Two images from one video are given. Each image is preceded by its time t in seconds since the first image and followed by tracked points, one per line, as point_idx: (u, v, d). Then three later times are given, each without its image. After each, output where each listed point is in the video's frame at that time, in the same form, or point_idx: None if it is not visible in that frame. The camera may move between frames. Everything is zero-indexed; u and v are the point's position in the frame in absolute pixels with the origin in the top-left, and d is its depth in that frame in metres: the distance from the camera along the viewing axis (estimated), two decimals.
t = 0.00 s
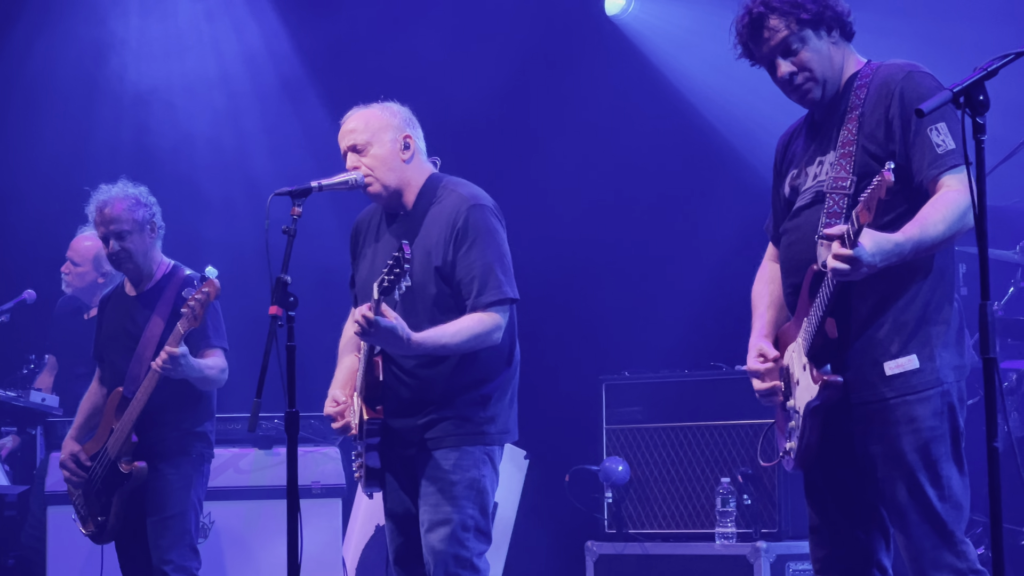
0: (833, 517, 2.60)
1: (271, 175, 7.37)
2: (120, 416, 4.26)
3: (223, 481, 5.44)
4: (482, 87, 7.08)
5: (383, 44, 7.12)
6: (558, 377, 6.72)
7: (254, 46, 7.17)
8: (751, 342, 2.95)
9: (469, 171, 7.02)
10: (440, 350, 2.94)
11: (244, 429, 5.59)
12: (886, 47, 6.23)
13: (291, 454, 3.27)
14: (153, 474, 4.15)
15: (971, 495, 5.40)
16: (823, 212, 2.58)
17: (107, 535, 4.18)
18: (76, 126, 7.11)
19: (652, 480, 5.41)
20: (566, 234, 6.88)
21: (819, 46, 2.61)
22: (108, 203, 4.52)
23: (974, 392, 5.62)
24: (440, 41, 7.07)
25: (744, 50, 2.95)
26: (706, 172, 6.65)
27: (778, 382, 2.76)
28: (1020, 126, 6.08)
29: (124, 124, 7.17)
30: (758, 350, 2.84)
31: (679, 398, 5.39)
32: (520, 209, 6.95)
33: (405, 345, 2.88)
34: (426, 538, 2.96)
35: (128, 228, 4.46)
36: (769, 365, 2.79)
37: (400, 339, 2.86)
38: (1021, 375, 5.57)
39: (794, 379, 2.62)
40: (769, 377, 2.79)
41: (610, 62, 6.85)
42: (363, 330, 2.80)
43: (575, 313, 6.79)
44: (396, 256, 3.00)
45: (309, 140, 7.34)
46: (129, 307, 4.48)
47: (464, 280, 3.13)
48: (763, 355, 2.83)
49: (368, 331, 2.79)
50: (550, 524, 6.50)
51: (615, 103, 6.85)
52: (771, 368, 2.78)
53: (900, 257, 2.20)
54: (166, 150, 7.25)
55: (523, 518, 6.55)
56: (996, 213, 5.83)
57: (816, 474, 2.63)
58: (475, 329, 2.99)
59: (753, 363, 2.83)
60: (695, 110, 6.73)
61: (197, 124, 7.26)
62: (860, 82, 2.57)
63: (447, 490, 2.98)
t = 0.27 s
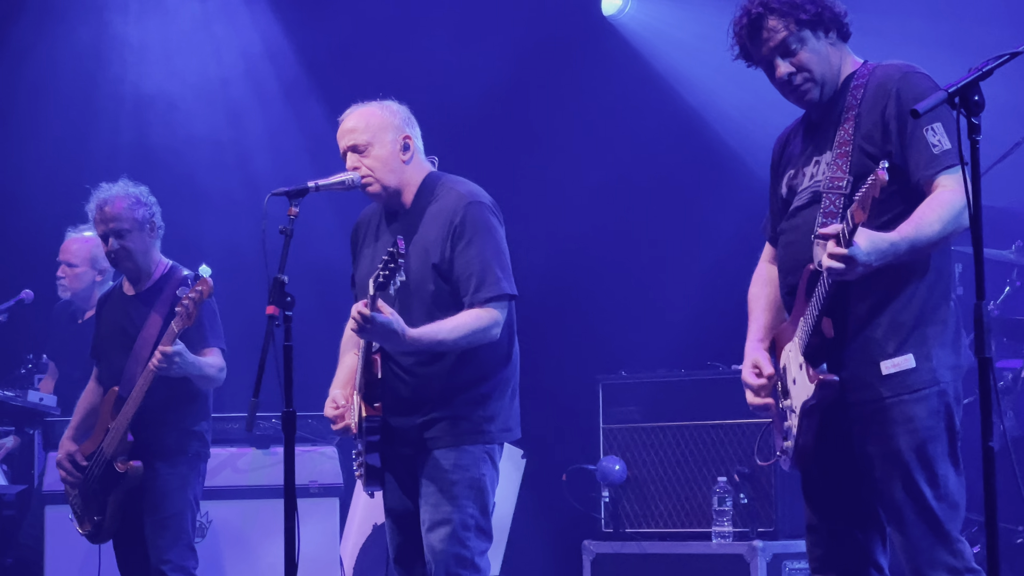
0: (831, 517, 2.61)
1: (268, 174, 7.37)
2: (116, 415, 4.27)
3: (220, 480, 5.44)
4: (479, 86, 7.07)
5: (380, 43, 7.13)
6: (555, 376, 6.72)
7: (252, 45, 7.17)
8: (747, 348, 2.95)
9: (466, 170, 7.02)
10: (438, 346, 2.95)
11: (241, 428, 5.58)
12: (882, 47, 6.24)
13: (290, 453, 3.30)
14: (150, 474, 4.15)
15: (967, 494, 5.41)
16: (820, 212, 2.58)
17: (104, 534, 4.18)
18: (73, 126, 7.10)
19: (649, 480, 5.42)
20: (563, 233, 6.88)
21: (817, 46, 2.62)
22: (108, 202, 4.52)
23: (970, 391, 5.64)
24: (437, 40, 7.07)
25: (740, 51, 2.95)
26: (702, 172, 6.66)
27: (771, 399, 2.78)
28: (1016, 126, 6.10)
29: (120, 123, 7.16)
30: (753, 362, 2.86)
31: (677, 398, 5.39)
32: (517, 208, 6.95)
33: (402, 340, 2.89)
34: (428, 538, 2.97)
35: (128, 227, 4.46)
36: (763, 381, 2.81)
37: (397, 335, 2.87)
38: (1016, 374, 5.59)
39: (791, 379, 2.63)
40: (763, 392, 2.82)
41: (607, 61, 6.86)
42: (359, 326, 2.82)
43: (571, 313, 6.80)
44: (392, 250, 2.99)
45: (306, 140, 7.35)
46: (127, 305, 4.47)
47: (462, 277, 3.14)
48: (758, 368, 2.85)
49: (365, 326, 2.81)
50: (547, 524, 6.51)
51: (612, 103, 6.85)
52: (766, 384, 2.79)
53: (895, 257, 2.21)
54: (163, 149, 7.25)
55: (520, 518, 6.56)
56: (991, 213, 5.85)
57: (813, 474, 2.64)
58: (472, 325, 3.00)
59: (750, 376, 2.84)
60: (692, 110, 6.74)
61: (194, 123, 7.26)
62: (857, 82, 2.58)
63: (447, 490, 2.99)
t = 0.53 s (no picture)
0: (830, 515, 2.61)
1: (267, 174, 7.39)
2: (111, 412, 4.28)
3: (218, 479, 5.43)
4: (478, 86, 7.07)
5: (378, 43, 7.13)
6: (553, 376, 6.72)
7: (250, 45, 7.17)
8: (748, 341, 2.94)
9: (465, 170, 7.03)
10: (432, 340, 2.94)
11: (240, 427, 5.60)
12: (880, 46, 6.25)
13: (288, 453, 3.31)
14: (145, 471, 4.16)
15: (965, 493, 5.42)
16: (818, 211, 2.58)
17: (100, 534, 4.17)
18: (72, 126, 7.09)
19: (647, 479, 5.42)
20: (561, 233, 6.89)
21: (816, 46, 2.63)
22: (109, 199, 4.52)
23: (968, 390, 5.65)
24: (435, 40, 7.07)
25: (737, 50, 2.95)
26: (700, 172, 6.67)
27: (777, 393, 2.73)
28: (1014, 125, 6.10)
29: (119, 123, 7.15)
30: (758, 357, 2.81)
31: (675, 397, 5.40)
32: (515, 208, 6.94)
33: (395, 337, 2.90)
34: (431, 537, 2.97)
35: (128, 224, 4.46)
36: (770, 374, 2.75)
37: (390, 333, 2.88)
38: (1014, 373, 5.60)
39: (789, 378, 2.63)
40: (769, 386, 2.76)
41: (605, 60, 6.86)
42: (353, 323, 2.82)
43: (569, 312, 6.80)
44: (381, 244, 3.08)
45: (304, 140, 7.37)
46: (125, 304, 4.47)
47: (457, 273, 3.13)
48: (763, 362, 2.80)
49: (358, 323, 2.82)
50: (545, 523, 6.51)
51: (610, 102, 6.85)
52: (772, 377, 2.74)
53: (892, 256, 2.21)
54: (162, 149, 7.24)
55: (519, 518, 6.56)
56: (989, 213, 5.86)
57: (812, 472, 2.63)
58: (467, 319, 2.99)
59: (754, 369, 2.80)
60: (690, 109, 6.75)
61: (193, 123, 7.26)
62: (854, 82, 2.58)
63: (449, 488, 2.99)
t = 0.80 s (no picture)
0: (830, 515, 2.61)
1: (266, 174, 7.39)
2: (110, 411, 4.28)
3: (217, 479, 5.42)
4: (477, 85, 7.07)
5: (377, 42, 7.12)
6: (553, 375, 6.72)
7: (249, 44, 7.15)
8: (748, 343, 2.94)
9: (464, 169, 7.03)
10: (425, 326, 2.94)
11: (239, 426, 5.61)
12: (880, 45, 6.25)
13: (288, 450, 3.30)
14: (143, 470, 4.16)
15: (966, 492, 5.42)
16: (820, 210, 2.58)
17: (97, 532, 4.17)
18: (71, 125, 7.10)
19: (646, 478, 5.43)
20: (561, 231, 6.89)
21: (816, 45, 2.62)
22: (109, 198, 4.52)
23: (968, 389, 5.65)
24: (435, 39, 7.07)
25: (737, 49, 2.95)
26: (700, 170, 6.67)
27: (773, 387, 2.77)
28: (1014, 124, 6.10)
29: (118, 123, 7.16)
30: (754, 353, 2.86)
31: (675, 397, 5.39)
32: (515, 207, 6.94)
33: (390, 322, 2.91)
34: (432, 536, 2.97)
35: (128, 223, 4.46)
36: (765, 370, 2.80)
37: (384, 318, 2.90)
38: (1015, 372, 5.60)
39: (790, 376, 2.63)
40: (765, 379, 2.81)
41: (604, 60, 6.85)
42: (345, 315, 2.85)
43: (569, 311, 6.80)
44: (367, 239, 3.00)
45: (303, 139, 7.37)
46: (124, 303, 4.47)
47: (452, 271, 3.13)
48: (760, 358, 2.85)
49: (348, 315, 2.85)
50: (545, 522, 6.51)
51: (609, 101, 6.85)
52: (767, 372, 2.79)
53: (896, 247, 2.19)
54: (161, 149, 7.26)
55: (518, 517, 6.55)
56: (990, 211, 5.86)
57: (812, 471, 2.63)
58: (463, 311, 2.98)
59: (751, 366, 2.84)
60: (689, 108, 6.75)
61: (192, 122, 7.26)
62: (855, 81, 2.59)
63: (450, 487, 2.99)
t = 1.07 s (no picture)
0: (829, 514, 2.61)
1: (265, 173, 7.40)
2: (108, 410, 4.27)
3: (216, 477, 5.42)
4: (475, 84, 7.06)
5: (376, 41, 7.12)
6: (552, 373, 6.72)
7: (248, 43, 7.14)
8: (746, 344, 2.94)
9: (463, 168, 7.04)
10: (422, 316, 2.93)
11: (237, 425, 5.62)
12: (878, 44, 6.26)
13: (287, 448, 3.28)
14: (141, 468, 4.15)
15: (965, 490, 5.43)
16: (818, 207, 2.58)
17: (95, 530, 4.18)
18: (68, 125, 7.07)
19: (645, 476, 5.43)
20: (559, 230, 6.89)
21: (815, 43, 2.62)
22: (106, 198, 4.52)
23: (967, 387, 5.66)
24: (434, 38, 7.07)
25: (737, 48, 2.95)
26: (699, 169, 6.67)
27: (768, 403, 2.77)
28: (1013, 122, 6.12)
29: (117, 121, 7.15)
30: (753, 364, 2.84)
31: (674, 396, 5.39)
32: (513, 206, 6.94)
33: (391, 308, 2.89)
34: (427, 535, 2.97)
35: (126, 223, 4.46)
36: (763, 384, 2.78)
37: (384, 306, 2.88)
38: (1014, 371, 5.61)
39: (789, 375, 2.63)
40: (762, 395, 2.79)
41: (602, 58, 6.85)
42: (346, 310, 2.85)
43: (567, 311, 6.79)
44: (369, 241, 2.95)
45: (302, 139, 7.41)
46: (124, 302, 4.46)
47: (448, 269, 3.13)
48: (758, 370, 2.83)
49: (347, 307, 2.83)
50: (544, 521, 6.51)
51: (608, 100, 6.84)
52: (765, 386, 2.77)
53: (897, 237, 2.18)
54: (160, 147, 7.25)
55: (517, 517, 6.56)
56: (988, 210, 5.87)
57: (811, 470, 2.63)
58: (459, 307, 2.97)
59: (749, 379, 2.82)
60: (688, 107, 6.75)
61: (190, 121, 7.25)
62: (854, 79, 2.59)
63: (446, 487, 2.98)
